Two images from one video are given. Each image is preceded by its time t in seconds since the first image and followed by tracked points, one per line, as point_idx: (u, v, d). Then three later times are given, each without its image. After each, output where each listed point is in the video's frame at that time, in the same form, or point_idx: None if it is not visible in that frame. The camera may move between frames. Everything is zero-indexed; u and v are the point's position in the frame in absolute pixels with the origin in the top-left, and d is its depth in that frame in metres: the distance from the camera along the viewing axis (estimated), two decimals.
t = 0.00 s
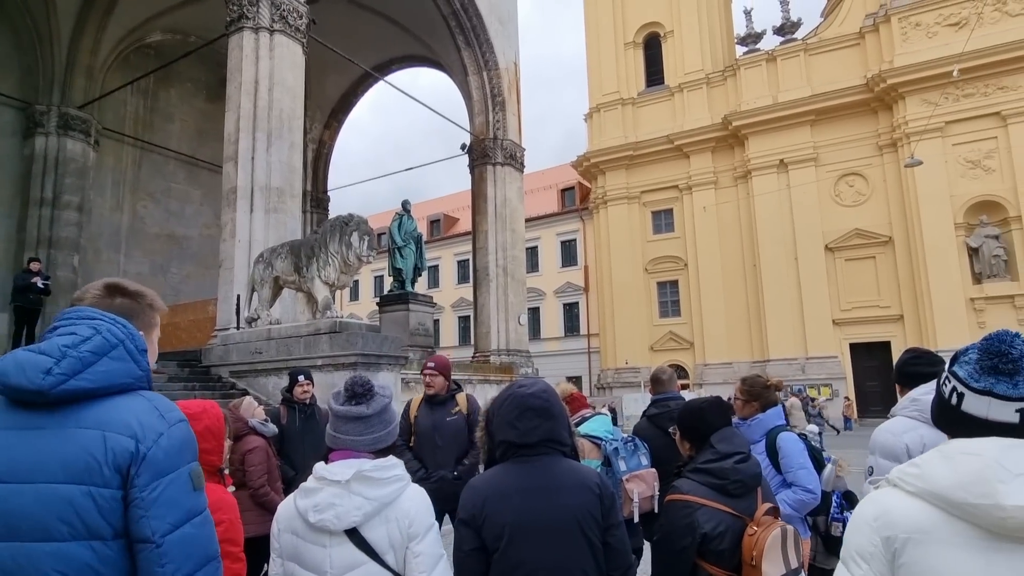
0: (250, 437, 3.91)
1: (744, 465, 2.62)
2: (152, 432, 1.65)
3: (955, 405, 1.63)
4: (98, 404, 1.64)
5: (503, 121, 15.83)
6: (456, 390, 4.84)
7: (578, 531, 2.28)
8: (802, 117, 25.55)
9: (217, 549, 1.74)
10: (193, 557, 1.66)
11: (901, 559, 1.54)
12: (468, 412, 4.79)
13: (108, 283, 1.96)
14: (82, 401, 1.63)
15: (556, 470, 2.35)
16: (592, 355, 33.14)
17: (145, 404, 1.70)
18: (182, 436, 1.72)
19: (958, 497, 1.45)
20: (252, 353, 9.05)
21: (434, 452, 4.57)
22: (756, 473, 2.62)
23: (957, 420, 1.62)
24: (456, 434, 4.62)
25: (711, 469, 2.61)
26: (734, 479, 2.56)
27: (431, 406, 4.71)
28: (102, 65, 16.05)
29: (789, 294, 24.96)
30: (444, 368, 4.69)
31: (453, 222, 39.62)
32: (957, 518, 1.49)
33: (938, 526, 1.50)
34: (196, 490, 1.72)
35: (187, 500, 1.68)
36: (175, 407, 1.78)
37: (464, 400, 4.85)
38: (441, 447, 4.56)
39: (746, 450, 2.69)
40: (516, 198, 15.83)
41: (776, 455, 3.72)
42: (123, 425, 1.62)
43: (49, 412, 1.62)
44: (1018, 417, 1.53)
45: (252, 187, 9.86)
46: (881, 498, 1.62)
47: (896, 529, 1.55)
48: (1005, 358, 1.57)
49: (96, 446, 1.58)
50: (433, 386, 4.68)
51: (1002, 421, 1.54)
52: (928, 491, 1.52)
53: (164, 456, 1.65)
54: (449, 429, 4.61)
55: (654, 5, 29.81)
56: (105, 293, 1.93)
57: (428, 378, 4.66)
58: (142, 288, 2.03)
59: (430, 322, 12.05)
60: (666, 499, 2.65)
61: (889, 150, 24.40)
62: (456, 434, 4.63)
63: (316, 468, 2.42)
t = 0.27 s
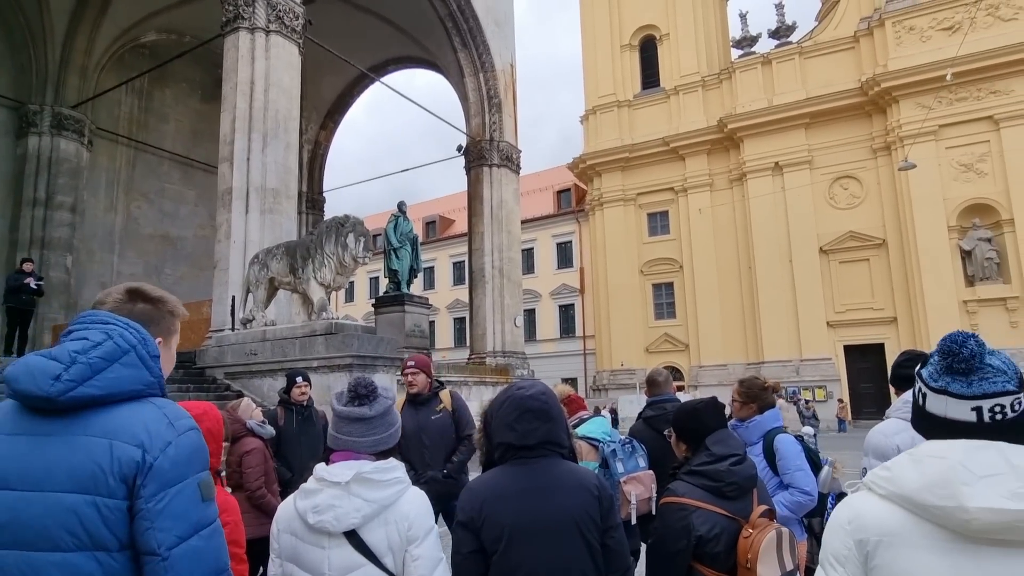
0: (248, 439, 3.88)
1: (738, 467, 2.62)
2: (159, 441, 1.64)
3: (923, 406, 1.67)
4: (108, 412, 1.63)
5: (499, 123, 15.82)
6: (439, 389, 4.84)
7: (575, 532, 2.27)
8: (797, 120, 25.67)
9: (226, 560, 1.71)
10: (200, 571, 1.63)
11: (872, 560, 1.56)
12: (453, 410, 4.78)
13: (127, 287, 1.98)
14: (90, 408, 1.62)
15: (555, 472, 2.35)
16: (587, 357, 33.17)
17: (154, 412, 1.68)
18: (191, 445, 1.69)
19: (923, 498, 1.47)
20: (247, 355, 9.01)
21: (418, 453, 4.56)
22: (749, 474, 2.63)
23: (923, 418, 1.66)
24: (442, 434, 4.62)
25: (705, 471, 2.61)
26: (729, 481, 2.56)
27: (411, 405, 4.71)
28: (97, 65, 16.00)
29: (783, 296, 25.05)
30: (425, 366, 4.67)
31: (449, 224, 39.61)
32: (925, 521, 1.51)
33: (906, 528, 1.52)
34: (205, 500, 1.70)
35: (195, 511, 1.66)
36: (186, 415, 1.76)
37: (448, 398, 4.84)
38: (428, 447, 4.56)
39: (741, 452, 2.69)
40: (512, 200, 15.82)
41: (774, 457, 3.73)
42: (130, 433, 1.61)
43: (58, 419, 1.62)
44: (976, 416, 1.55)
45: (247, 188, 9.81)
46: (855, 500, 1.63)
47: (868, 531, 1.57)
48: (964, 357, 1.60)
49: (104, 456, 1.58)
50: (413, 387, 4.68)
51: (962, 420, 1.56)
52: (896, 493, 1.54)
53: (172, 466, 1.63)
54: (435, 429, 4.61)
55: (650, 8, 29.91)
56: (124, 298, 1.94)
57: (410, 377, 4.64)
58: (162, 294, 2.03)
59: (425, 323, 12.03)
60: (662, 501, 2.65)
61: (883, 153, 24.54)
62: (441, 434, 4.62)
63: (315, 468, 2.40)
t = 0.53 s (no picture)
0: (247, 441, 3.88)
1: (737, 471, 2.62)
2: (156, 445, 1.62)
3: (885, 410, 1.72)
4: (106, 415, 1.63)
5: (496, 126, 15.84)
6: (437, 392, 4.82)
7: (573, 536, 2.27)
8: (794, 123, 25.76)
9: (223, 565, 1.69)
10: None
11: (836, 559, 1.64)
12: (450, 415, 4.72)
13: (134, 289, 1.98)
14: (89, 411, 1.63)
15: (552, 474, 2.35)
16: (584, 359, 33.19)
17: (153, 415, 1.67)
18: (189, 449, 1.68)
19: (880, 499, 1.54)
20: (243, 357, 8.99)
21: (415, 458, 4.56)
22: (749, 479, 2.63)
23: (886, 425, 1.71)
24: (435, 439, 4.60)
25: (704, 475, 2.61)
26: (728, 485, 2.57)
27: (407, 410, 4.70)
28: (93, 66, 15.98)
29: (779, 299, 25.11)
30: (424, 371, 4.65)
31: (446, 226, 39.61)
32: (884, 521, 1.59)
33: (867, 528, 1.60)
34: (202, 504, 1.68)
35: (192, 517, 1.64)
36: (187, 418, 1.75)
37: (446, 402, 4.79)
38: (422, 452, 4.55)
39: (740, 457, 2.70)
40: (508, 202, 15.83)
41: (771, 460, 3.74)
42: (127, 437, 1.60)
43: (59, 421, 1.63)
44: (930, 418, 1.59)
45: (244, 189, 9.80)
46: (822, 502, 1.71)
47: (831, 531, 1.65)
48: (916, 361, 1.64)
49: (100, 459, 1.57)
50: (412, 392, 4.65)
51: (917, 422, 1.61)
52: (857, 494, 1.62)
53: (168, 470, 1.61)
54: (430, 434, 4.59)
55: (647, 11, 29.99)
56: (130, 300, 1.95)
57: (409, 381, 4.62)
58: (169, 295, 2.03)
59: (422, 325, 12.03)
60: (660, 504, 2.66)
61: (879, 157, 24.64)
62: (434, 440, 4.61)
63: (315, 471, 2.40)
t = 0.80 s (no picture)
0: (245, 443, 3.85)
1: (739, 475, 2.62)
2: (154, 445, 1.61)
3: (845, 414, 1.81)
4: (106, 416, 1.62)
5: (493, 128, 15.84)
6: (452, 394, 4.73)
7: (570, 539, 2.26)
8: (789, 126, 25.85)
9: (218, 568, 1.68)
10: None
11: (796, 556, 1.65)
12: (460, 420, 4.57)
13: (137, 291, 1.97)
14: (87, 410, 1.62)
15: (549, 477, 2.35)
16: (580, 361, 33.21)
17: (152, 416, 1.66)
18: (187, 450, 1.66)
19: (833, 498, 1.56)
20: (238, 359, 8.96)
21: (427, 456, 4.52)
22: (750, 483, 2.63)
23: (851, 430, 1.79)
24: (440, 444, 4.50)
25: (705, 477, 2.61)
26: (728, 488, 2.57)
27: (425, 411, 4.65)
28: (89, 67, 15.96)
29: (775, 301, 25.17)
30: (437, 373, 4.57)
31: (443, 228, 39.61)
32: (840, 518, 1.60)
33: (825, 525, 1.61)
34: (199, 506, 1.67)
35: (187, 518, 1.63)
36: (186, 419, 1.74)
37: (458, 406, 4.65)
38: (427, 455, 4.52)
39: (742, 461, 2.71)
40: (505, 204, 15.83)
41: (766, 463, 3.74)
42: (125, 437, 1.59)
43: (59, 421, 1.63)
44: (872, 419, 1.67)
45: (240, 191, 9.78)
46: (788, 501, 1.72)
47: (791, 528, 1.67)
48: (861, 365, 1.74)
49: (98, 458, 1.57)
50: (427, 393, 4.61)
51: (862, 423, 1.69)
52: (814, 492, 1.63)
53: (164, 471, 1.60)
54: (437, 437, 4.52)
55: (644, 14, 30.08)
56: (132, 301, 1.94)
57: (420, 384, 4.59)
58: (171, 298, 2.02)
59: (418, 327, 12.02)
60: (660, 506, 2.65)
61: (874, 160, 24.73)
62: (440, 444, 4.51)
63: (310, 474, 2.39)
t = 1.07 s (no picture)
0: (243, 444, 3.84)
1: (745, 478, 2.64)
2: (158, 445, 1.61)
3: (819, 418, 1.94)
4: (110, 416, 1.62)
5: (492, 129, 15.84)
6: (466, 399, 4.63)
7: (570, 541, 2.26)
8: (788, 128, 25.90)
9: (221, 567, 1.68)
10: None
11: (770, 559, 1.68)
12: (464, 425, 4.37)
13: (137, 292, 1.96)
14: (90, 411, 1.61)
15: (549, 478, 2.35)
16: (578, 363, 33.22)
17: (155, 417, 1.67)
18: (190, 450, 1.67)
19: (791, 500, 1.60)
20: (236, 360, 8.95)
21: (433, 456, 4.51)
22: (756, 488, 2.65)
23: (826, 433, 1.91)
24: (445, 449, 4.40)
25: (710, 480, 2.61)
26: (734, 492, 2.57)
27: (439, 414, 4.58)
28: (88, 67, 15.94)
29: (773, 303, 25.21)
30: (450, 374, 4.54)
31: (441, 229, 39.62)
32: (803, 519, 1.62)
33: (792, 527, 1.64)
34: (202, 505, 1.67)
35: (191, 517, 1.63)
36: (187, 420, 1.74)
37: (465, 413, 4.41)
38: (433, 457, 4.49)
39: (747, 465, 2.72)
40: (504, 206, 15.84)
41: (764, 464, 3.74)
42: (129, 436, 1.59)
43: (62, 421, 1.62)
44: (835, 421, 1.80)
45: (239, 192, 9.77)
46: (764, 507, 1.75)
47: (764, 531, 1.70)
48: (827, 370, 1.90)
49: (102, 458, 1.56)
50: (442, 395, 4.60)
51: (826, 425, 1.83)
52: (779, 494, 1.66)
53: (168, 470, 1.60)
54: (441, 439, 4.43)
55: (643, 17, 30.14)
56: (132, 303, 1.93)
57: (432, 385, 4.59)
58: (171, 299, 2.02)
59: (417, 328, 12.03)
60: (664, 508, 2.65)
61: (872, 162, 24.79)
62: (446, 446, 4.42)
63: (310, 475, 2.38)
